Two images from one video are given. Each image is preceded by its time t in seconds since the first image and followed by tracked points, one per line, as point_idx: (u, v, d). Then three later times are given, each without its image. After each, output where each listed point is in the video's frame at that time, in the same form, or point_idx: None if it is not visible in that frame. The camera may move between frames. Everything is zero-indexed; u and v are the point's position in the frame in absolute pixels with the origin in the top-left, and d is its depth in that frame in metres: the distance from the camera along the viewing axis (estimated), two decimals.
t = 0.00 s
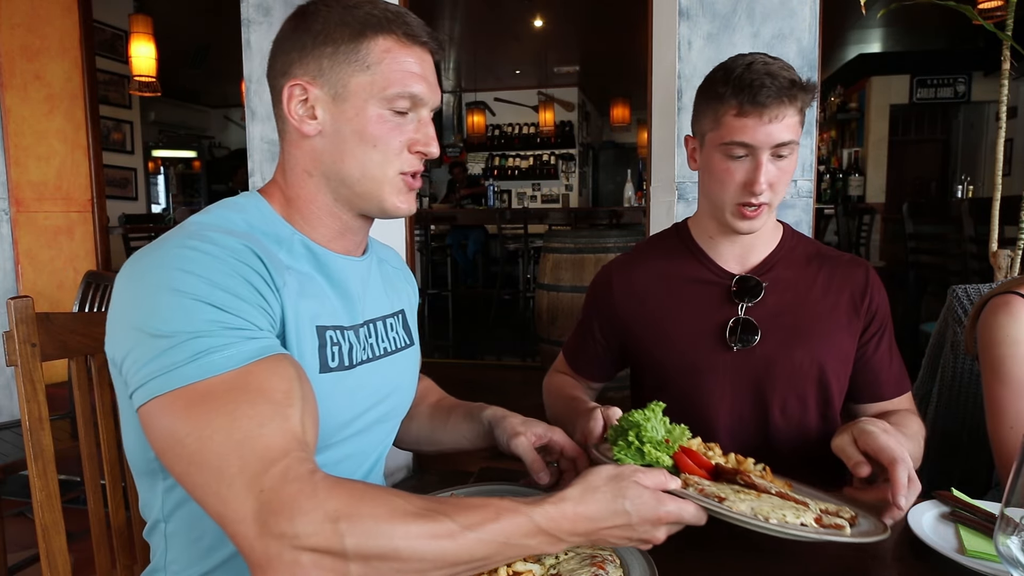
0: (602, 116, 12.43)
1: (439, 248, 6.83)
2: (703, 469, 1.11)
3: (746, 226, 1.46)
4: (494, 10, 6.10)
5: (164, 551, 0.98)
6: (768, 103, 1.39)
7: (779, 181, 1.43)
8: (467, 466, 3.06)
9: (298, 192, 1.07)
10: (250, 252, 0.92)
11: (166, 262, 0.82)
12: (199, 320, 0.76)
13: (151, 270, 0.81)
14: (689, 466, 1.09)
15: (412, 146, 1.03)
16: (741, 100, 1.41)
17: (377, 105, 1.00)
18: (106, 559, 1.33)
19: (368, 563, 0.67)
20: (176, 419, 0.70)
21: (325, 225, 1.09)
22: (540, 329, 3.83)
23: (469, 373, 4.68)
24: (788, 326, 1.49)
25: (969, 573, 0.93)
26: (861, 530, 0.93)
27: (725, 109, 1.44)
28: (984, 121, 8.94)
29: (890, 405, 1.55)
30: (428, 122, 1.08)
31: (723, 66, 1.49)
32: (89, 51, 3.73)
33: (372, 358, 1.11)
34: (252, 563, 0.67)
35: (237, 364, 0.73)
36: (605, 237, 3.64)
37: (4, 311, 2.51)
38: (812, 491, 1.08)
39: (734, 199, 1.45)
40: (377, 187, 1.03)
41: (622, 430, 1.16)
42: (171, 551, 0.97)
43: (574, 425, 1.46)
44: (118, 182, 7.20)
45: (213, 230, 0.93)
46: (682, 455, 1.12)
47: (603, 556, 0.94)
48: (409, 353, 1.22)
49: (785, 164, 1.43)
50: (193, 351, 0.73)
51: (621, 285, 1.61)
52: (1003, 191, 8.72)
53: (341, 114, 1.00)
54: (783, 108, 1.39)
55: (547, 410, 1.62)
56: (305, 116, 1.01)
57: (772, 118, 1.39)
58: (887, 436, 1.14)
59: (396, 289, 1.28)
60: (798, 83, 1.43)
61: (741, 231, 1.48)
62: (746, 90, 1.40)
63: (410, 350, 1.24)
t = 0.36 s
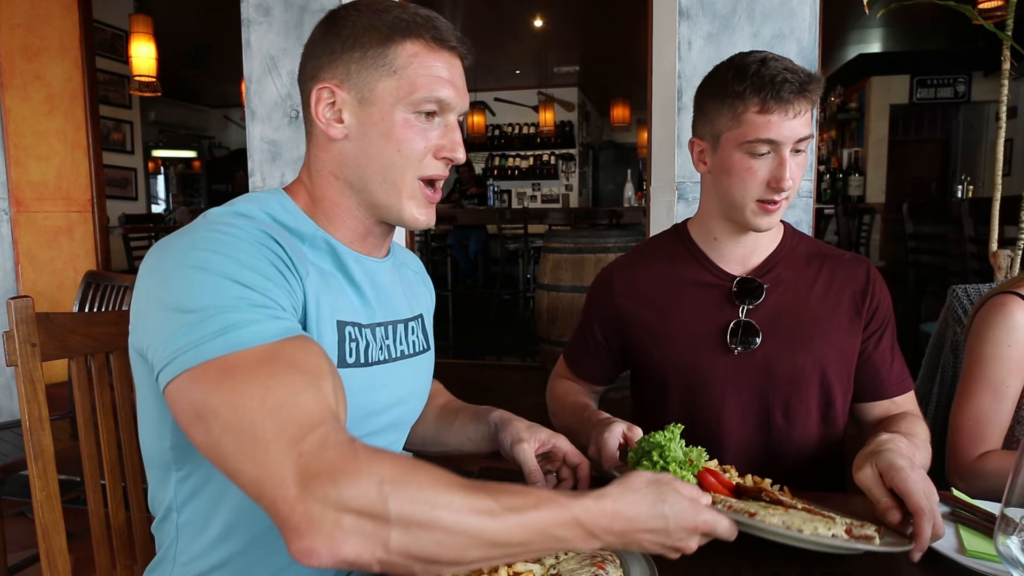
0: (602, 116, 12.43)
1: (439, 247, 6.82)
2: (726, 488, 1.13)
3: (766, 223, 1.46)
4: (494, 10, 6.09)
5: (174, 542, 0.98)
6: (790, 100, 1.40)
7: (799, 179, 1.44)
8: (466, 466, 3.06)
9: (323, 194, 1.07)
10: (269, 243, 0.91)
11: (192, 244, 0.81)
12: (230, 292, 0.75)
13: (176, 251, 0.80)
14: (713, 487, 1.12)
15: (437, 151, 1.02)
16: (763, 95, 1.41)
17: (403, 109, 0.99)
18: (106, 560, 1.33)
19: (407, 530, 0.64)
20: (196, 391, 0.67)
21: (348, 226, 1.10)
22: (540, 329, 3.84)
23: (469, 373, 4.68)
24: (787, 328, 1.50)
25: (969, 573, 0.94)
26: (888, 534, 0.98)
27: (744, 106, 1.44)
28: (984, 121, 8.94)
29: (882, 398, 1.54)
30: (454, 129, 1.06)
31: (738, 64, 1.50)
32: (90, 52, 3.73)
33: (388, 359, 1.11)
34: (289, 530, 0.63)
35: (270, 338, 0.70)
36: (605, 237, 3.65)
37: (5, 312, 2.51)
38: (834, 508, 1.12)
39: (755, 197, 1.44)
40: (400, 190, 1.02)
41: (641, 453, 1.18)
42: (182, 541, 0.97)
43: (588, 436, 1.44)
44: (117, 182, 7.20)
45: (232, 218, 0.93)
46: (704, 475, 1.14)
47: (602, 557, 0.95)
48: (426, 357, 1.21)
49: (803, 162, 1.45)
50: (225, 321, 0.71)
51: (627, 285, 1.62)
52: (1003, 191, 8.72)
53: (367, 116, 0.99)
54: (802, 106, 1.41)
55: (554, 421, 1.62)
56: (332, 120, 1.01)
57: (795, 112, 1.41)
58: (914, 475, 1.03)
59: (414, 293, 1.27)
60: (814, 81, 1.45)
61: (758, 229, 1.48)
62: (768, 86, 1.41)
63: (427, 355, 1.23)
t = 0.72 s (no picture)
0: (602, 117, 12.43)
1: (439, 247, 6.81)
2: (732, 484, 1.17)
3: (735, 228, 1.48)
4: (494, 10, 6.09)
5: (175, 536, 0.98)
6: (757, 112, 1.37)
7: (767, 189, 1.43)
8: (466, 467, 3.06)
9: (298, 194, 1.08)
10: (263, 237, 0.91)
11: (188, 233, 0.81)
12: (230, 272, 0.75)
13: (173, 240, 0.80)
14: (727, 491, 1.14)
15: (373, 153, 0.94)
16: (730, 108, 1.40)
17: (341, 106, 0.94)
18: (106, 559, 1.33)
19: (433, 481, 0.65)
20: (202, 368, 0.66)
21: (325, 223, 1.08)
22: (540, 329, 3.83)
23: (469, 373, 4.68)
24: (786, 328, 1.50)
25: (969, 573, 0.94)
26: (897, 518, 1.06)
27: (715, 114, 1.43)
28: (984, 121, 8.93)
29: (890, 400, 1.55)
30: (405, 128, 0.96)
31: (721, 70, 1.47)
32: (90, 52, 3.72)
33: (386, 353, 1.11)
34: (317, 488, 0.63)
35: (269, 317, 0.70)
36: (605, 237, 3.65)
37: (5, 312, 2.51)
38: (840, 498, 1.18)
39: (720, 204, 1.46)
40: (340, 190, 0.98)
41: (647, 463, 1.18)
42: (183, 535, 0.97)
43: (583, 436, 1.43)
44: (117, 182, 7.19)
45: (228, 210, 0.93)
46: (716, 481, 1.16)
47: (606, 560, 0.93)
48: (421, 354, 1.20)
49: (774, 174, 1.42)
50: (222, 300, 0.70)
51: (627, 285, 1.61)
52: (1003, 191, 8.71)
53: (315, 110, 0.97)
54: (774, 119, 1.37)
55: (553, 420, 1.62)
56: (295, 114, 1.01)
57: (761, 128, 1.38)
58: (926, 472, 1.07)
59: (411, 289, 1.26)
60: (796, 93, 1.40)
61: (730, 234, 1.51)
62: (737, 98, 1.39)
63: (425, 352, 1.22)
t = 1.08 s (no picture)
0: (603, 117, 12.42)
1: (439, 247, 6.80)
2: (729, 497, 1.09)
3: (738, 237, 1.47)
4: (494, 10, 6.09)
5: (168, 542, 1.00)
6: (761, 126, 1.37)
7: (771, 201, 1.43)
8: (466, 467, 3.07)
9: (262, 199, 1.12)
10: (200, 262, 0.93)
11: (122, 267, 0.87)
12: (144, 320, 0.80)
13: (110, 276, 0.86)
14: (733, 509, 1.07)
15: (310, 155, 0.99)
16: (733, 119, 1.39)
17: (278, 108, 1.00)
18: (106, 559, 1.34)
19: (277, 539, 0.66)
20: (112, 413, 0.74)
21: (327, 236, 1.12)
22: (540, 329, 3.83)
23: (469, 373, 4.68)
24: (787, 330, 1.50)
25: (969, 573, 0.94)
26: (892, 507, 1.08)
27: (717, 125, 1.43)
28: (984, 121, 8.93)
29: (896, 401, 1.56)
30: (342, 126, 1.00)
31: (725, 77, 1.47)
32: (90, 51, 3.72)
33: (363, 357, 1.10)
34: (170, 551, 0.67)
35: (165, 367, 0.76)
36: (605, 237, 3.65)
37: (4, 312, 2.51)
38: (835, 485, 1.17)
39: (723, 214, 1.46)
40: (285, 193, 1.02)
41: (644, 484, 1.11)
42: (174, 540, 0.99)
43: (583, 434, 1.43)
44: (117, 182, 7.18)
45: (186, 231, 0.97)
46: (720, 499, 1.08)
47: (609, 566, 0.92)
48: (409, 353, 1.21)
49: (777, 185, 1.42)
50: (122, 355, 0.77)
51: (623, 288, 1.62)
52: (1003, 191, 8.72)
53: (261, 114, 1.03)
54: (778, 131, 1.37)
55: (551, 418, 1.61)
56: (250, 115, 1.09)
57: (766, 141, 1.38)
58: (917, 459, 1.13)
59: (400, 285, 1.26)
60: (800, 105, 1.40)
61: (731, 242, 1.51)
62: (741, 109, 1.38)
63: (411, 349, 1.22)
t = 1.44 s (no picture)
0: (603, 117, 12.43)
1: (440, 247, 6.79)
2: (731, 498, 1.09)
3: (742, 240, 1.48)
4: (494, 10, 6.09)
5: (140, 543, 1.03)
6: (767, 131, 1.37)
7: (775, 204, 1.43)
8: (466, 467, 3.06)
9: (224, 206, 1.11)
10: (130, 278, 0.94)
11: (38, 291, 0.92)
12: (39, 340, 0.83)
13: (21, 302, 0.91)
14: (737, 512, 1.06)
15: (284, 155, 0.99)
16: (740, 124, 1.39)
17: (250, 104, 1.00)
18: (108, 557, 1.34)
19: None
20: None
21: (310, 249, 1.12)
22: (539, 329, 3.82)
23: (470, 373, 4.68)
24: (791, 332, 1.51)
25: (970, 573, 0.94)
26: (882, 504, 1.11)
27: (723, 130, 1.42)
28: (984, 121, 8.93)
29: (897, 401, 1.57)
30: (318, 127, 1.01)
31: (732, 78, 1.46)
32: (90, 52, 3.70)
33: (319, 368, 1.09)
34: None
35: (26, 392, 0.79)
36: (605, 237, 3.65)
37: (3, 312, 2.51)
38: (826, 486, 1.18)
39: (727, 217, 1.47)
40: (254, 194, 1.01)
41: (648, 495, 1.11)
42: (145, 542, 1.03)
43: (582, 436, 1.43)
44: (117, 182, 7.17)
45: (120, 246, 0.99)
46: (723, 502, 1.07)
47: (609, 566, 0.92)
48: (376, 362, 1.19)
49: (782, 190, 1.43)
50: (6, 375, 0.81)
51: (622, 289, 1.62)
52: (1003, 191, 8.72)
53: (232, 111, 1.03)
54: (785, 136, 1.37)
55: (551, 417, 1.61)
56: (218, 111, 1.10)
57: (773, 147, 1.38)
58: (909, 457, 1.15)
59: (372, 289, 1.23)
60: (807, 109, 1.40)
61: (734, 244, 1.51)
62: (748, 114, 1.38)
63: (380, 358, 1.20)
